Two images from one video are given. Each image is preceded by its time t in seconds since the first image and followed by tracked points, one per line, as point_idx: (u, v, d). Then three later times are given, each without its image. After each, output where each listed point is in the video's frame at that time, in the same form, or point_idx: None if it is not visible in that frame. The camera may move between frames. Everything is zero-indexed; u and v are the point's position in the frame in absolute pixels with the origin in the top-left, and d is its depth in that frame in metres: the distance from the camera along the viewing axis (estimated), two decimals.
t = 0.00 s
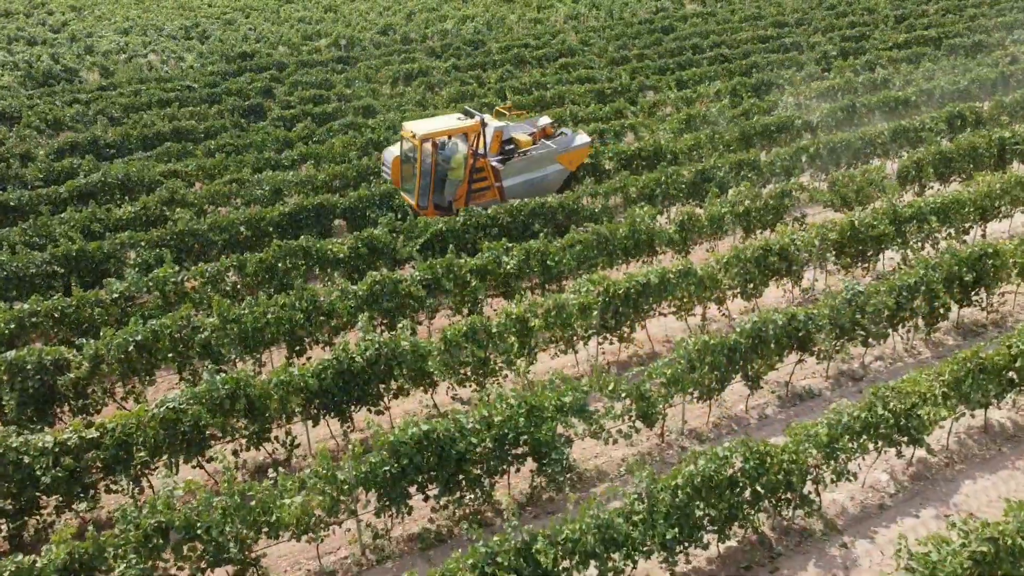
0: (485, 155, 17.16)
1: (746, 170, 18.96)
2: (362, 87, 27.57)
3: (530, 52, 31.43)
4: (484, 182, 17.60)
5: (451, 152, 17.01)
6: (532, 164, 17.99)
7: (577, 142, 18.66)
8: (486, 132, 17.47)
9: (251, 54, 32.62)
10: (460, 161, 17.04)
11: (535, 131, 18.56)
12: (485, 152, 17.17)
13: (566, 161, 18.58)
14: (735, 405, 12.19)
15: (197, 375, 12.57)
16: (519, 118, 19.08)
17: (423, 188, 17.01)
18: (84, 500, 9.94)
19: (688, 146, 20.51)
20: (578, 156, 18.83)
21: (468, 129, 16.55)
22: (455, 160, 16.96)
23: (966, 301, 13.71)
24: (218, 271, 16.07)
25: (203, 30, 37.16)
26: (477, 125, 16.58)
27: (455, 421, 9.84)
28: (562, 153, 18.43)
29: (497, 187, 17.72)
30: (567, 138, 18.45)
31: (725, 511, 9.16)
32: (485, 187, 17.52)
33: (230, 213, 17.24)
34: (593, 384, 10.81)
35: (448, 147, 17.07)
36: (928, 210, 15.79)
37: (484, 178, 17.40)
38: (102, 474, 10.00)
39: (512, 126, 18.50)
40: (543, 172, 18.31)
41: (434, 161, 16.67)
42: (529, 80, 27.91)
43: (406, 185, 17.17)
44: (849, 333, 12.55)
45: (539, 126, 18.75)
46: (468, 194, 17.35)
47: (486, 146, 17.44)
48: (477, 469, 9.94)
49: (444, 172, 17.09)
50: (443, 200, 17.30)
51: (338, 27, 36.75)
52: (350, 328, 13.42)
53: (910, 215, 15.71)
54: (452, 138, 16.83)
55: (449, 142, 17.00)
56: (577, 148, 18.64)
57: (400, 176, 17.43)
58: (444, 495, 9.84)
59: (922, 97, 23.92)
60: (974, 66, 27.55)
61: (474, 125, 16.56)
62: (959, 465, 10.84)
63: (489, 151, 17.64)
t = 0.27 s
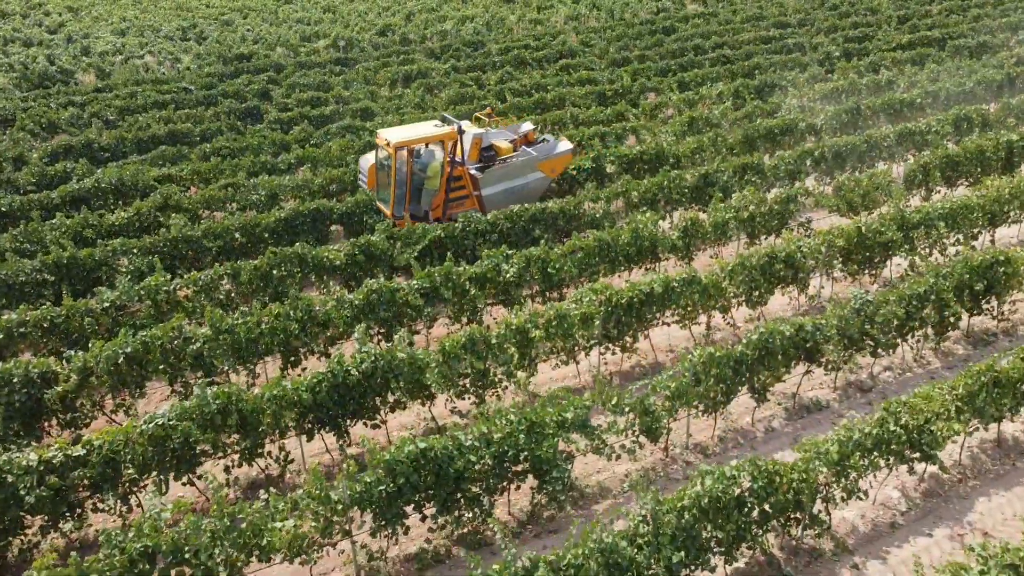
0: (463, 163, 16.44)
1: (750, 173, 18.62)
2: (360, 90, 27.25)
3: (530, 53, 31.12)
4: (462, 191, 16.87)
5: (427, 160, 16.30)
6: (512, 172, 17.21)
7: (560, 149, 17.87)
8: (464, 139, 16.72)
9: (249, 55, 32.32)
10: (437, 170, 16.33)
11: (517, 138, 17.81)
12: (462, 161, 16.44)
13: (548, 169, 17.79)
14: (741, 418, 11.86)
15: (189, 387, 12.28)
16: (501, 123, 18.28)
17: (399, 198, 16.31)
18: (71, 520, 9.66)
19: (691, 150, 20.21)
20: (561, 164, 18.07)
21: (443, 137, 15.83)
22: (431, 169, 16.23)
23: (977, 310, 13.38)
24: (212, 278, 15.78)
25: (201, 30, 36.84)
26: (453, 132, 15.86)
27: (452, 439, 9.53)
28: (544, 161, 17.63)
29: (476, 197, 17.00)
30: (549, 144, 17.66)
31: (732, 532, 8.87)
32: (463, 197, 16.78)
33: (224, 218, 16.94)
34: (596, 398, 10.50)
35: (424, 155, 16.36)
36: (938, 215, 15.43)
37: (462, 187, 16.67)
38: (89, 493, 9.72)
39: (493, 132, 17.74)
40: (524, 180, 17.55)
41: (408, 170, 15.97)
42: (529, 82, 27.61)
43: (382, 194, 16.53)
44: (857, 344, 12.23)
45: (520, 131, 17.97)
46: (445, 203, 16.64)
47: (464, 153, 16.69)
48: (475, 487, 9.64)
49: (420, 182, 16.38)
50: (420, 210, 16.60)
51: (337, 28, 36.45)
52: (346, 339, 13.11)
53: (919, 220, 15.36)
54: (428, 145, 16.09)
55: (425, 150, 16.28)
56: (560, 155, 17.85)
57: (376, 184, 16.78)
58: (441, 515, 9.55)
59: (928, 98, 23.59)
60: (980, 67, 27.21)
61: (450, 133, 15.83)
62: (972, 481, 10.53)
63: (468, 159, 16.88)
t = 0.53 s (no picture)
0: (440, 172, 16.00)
1: (752, 177, 18.30)
2: (357, 91, 26.95)
3: (530, 54, 30.82)
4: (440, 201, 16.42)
5: (402, 170, 15.88)
6: (492, 180, 16.76)
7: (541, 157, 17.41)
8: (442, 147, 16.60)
9: (245, 56, 32.02)
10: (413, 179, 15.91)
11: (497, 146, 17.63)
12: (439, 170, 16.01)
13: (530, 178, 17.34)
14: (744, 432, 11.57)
15: (178, 400, 11.99)
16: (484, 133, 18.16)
17: (373, 208, 15.89)
18: (54, 541, 9.37)
19: (692, 153, 19.91)
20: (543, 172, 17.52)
21: (419, 146, 15.44)
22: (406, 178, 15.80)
23: (986, 319, 13.07)
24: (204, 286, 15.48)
25: (198, 32, 36.53)
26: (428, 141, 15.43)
27: (448, 457, 9.22)
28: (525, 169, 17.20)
29: (454, 207, 16.55)
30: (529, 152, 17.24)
31: (737, 556, 8.58)
32: (440, 207, 16.36)
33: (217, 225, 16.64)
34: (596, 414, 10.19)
35: (400, 164, 15.96)
36: (944, 221, 15.11)
37: (439, 197, 16.24)
38: (73, 513, 9.43)
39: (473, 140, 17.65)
40: (505, 189, 17.08)
41: (382, 179, 15.56)
42: (528, 84, 27.33)
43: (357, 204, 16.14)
44: (864, 355, 11.92)
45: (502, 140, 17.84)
46: (421, 214, 16.21)
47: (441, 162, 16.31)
48: (472, 507, 9.35)
49: (395, 191, 15.95)
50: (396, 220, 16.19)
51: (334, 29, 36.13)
52: (340, 349, 12.81)
53: (925, 226, 15.04)
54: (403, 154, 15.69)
55: (401, 159, 15.87)
56: (541, 164, 17.37)
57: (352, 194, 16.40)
58: (436, 537, 9.25)
59: (932, 100, 23.27)
60: (984, 69, 26.90)
61: (426, 141, 15.42)
62: (983, 499, 10.22)
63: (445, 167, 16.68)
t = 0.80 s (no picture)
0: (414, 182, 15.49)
1: (754, 184, 17.97)
2: (354, 94, 26.62)
3: (528, 56, 30.52)
4: (415, 212, 15.93)
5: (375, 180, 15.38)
6: (469, 190, 16.23)
7: (521, 166, 16.82)
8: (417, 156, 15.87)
9: (241, 58, 31.70)
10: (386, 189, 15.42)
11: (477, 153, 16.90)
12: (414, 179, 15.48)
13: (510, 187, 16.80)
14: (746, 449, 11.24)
15: (164, 414, 11.67)
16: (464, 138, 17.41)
17: (345, 219, 15.48)
18: (32, 564, 9.07)
19: (692, 158, 19.58)
20: (524, 181, 16.94)
21: (391, 155, 14.92)
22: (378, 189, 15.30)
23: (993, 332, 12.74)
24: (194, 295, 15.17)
25: (194, 33, 36.20)
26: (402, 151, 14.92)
27: (439, 480, 8.91)
28: (505, 178, 16.67)
29: (430, 218, 16.05)
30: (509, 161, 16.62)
31: None
32: (415, 218, 15.86)
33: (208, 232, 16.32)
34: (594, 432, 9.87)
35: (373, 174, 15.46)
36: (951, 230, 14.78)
37: (414, 207, 15.74)
38: (53, 535, 9.13)
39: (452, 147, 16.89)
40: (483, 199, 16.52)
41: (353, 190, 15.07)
42: (526, 86, 27.01)
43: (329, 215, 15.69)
44: (869, 369, 11.59)
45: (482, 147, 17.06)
46: (395, 225, 15.72)
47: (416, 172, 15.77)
48: (464, 531, 9.04)
49: (368, 202, 15.49)
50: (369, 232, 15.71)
51: (331, 30, 35.81)
52: (331, 362, 12.50)
53: (931, 234, 14.71)
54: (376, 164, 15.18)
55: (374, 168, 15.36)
56: (521, 173, 16.78)
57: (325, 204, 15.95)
58: (427, 561, 8.95)
59: (936, 103, 22.95)
60: (987, 72, 26.59)
61: (399, 152, 14.90)
62: (993, 520, 9.91)
63: (421, 177, 16.00)
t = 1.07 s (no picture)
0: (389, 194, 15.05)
1: (759, 188, 17.60)
2: (351, 97, 26.26)
3: (528, 58, 30.16)
4: (390, 223, 15.49)
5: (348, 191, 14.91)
6: (447, 201, 15.81)
7: (501, 177, 16.43)
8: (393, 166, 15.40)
9: (238, 60, 31.34)
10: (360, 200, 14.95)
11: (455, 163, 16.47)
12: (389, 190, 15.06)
13: (488, 198, 16.42)
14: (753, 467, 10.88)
15: (153, 431, 11.33)
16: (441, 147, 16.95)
17: (317, 232, 14.99)
18: None
19: (696, 163, 19.21)
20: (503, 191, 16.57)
21: (365, 166, 14.46)
22: (351, 201, 14.85)
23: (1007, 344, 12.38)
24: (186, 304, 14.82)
25: (191, 34, 35.84)
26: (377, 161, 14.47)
27: (436, 504, 8.55)
28: (484, 189, 16.25)
29: (406, 229, 15.61)
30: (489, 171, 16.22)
31: None
32: (390, 229, 15.42)
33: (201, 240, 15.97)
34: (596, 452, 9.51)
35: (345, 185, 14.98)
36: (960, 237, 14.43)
37: (388, 218, 15.31)
38: (34, 560, 8.79)
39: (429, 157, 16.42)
40: (462, 210, 16.12)
41: (325, 202, 14.59)
42: (526, 89, 26.64)
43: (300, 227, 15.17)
44: (880, 384, 11.22)
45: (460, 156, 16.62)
46: (369, 236, 15.27)
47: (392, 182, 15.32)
48: (462, 556, 8.70)
49: (340, 214, 15.01)
50: (341, 244, 15.24)
51: (329, 32, 35.46)
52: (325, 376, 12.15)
53: (941, 241, 14.34)
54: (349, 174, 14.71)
55: (347, 179, 14.89)
56: (500, 184, 16.41)
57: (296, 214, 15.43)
58: None
59: (942, 106, 22.58)
60: (992, 74, 26.23)
61: (373, 162, 14.45)
62: (1010, 543, 9.55)
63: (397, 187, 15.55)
